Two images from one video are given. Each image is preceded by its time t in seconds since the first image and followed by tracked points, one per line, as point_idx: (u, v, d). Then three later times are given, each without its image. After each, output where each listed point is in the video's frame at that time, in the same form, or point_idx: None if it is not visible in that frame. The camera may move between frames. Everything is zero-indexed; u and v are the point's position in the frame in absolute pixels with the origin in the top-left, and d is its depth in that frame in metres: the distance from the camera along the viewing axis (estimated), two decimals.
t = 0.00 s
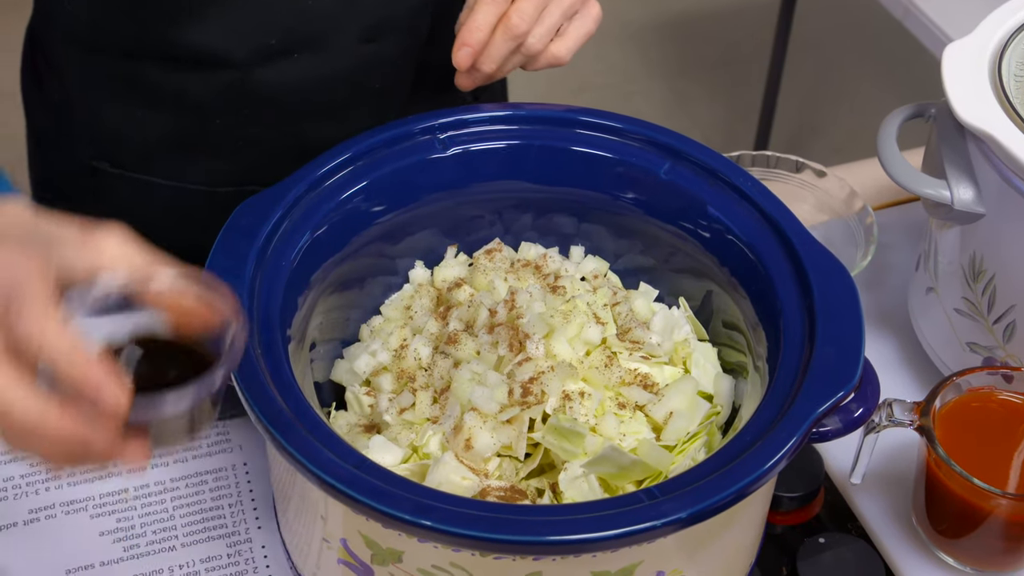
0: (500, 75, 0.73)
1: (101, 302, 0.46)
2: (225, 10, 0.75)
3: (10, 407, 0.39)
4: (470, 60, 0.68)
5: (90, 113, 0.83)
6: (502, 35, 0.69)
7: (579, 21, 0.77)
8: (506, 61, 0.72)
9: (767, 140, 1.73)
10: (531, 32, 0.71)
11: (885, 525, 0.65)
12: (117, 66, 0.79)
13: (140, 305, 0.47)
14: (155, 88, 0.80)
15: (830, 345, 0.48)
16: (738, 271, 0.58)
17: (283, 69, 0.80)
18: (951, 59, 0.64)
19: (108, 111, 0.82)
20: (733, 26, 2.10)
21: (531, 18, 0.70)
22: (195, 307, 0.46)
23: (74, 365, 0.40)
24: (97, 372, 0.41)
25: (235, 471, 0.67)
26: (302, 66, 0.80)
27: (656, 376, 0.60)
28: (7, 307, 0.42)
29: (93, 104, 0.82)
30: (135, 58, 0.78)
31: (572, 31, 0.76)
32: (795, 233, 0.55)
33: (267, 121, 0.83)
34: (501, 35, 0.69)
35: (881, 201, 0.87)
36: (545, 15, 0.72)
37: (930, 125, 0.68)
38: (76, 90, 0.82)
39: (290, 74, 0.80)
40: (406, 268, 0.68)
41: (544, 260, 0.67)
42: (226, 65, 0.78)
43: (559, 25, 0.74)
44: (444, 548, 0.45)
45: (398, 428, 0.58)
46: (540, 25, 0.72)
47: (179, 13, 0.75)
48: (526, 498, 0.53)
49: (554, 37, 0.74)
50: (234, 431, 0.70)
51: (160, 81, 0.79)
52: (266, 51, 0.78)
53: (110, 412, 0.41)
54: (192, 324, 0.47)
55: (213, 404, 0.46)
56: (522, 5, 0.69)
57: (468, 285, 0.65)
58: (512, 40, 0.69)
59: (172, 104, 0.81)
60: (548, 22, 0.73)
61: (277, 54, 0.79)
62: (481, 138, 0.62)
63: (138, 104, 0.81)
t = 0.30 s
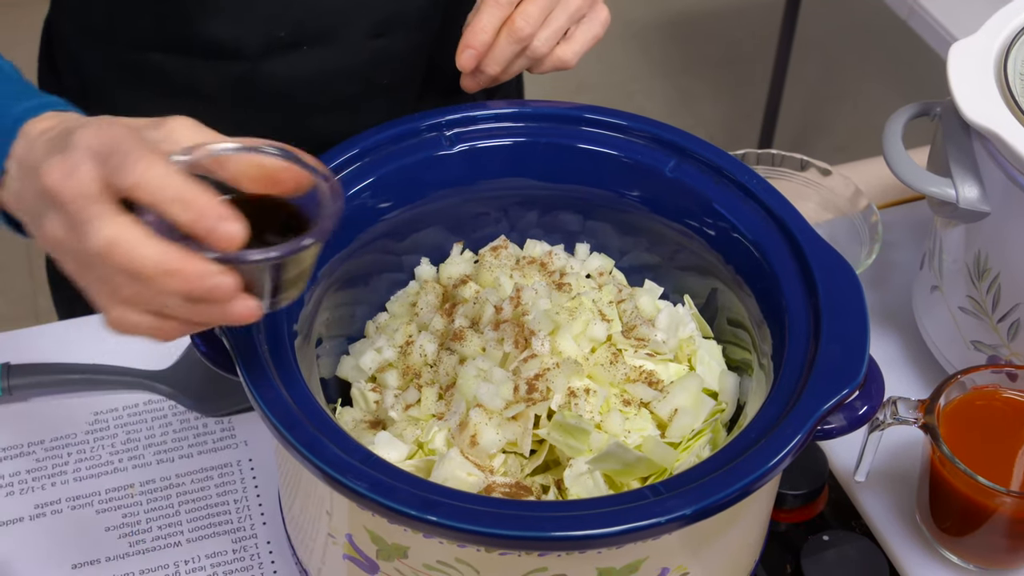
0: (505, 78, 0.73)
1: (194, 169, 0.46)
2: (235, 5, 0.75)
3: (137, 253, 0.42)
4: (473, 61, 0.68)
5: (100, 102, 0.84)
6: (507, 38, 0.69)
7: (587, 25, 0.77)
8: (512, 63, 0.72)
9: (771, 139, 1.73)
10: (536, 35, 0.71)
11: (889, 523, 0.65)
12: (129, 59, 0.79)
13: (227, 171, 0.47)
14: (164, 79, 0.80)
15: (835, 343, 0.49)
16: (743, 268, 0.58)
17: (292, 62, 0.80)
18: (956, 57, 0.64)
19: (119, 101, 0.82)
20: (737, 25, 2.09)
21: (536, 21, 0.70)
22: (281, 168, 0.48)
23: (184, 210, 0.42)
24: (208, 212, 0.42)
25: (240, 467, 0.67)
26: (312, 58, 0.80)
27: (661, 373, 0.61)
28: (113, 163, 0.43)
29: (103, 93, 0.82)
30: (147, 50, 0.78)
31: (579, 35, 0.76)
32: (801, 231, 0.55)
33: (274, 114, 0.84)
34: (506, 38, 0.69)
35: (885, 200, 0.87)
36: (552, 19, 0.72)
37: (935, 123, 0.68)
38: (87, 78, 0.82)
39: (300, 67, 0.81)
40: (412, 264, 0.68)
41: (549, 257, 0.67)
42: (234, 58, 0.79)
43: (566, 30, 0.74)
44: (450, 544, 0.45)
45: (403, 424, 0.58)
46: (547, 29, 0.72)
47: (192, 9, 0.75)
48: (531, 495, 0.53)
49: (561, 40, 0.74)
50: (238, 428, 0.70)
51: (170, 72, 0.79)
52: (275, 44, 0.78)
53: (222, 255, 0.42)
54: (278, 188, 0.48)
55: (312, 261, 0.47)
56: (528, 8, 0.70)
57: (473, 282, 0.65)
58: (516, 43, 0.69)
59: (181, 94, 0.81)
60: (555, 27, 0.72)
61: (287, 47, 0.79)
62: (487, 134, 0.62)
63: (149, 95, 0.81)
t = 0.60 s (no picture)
0: (503, 84, 0.73)
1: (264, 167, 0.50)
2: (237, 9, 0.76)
3: (227, 246, 0.44)
4: (468, 70, 0.68)
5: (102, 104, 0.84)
6: (502, 46, 0.69)
7: (585, 28, 0.77)
8: (508, 71, 0.72)
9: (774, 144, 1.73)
10: (533, 42, 0.71)
11: (892, 527, 0.65)
12: (131, 60, 0.79)
13: (291, 168, 0.51)
14: (166, 81, 0.80)
15: (839, 348, 0.49)
16: (746, 274, 0.59)
17: (294, 66, 0.81)
18: (959, 63, 0.64)
19: (121, 103, 0.82)
20: (740, 30, 2.10)
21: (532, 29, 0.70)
22: (344, 163, 0.52)
23: (263, 201, 0.44)
24: (283, 200, 0.44)
25: (244, 471, 0.68)
26: (314, 62, 0.81)
27: (664, 378, 0.61)
28: (191, 159, 0.45)
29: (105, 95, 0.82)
30: (149, 52, 0.78)
31: (575, 42, 0.76)
32: (805, 237, 0.55)
33: (277, 117, 0.84)
34: (502, 47, 0.69)
35: (888, 206, 0.87)
36: (548, 26, 0.72)
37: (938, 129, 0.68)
38: (90, 80, 0.82)
39: (302, 70, 0.81)
40: (416, 270, 0.68)
41: (553, 262, 0.67)
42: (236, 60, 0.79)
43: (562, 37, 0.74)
44: (453, 548, 0.45)
45: (407, 429, 0.58)
46: (544, 37, 0.72)
47: (195, 12, 0.75)
48: (535, 499, 0.53)
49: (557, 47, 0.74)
50: (242, 432, 0.70)
51: (172, 75, 0.80)
52: (278, 47, 0.79)
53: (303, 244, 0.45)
54: (340, 182, 0.52)
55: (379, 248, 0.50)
56: (523, 15, 0.70)
57: (477, 287, 0.65)
58: (511, 50, 0.69)
59: (183, 96, 0.81)
60: (552, 33, 0.72)
61: (288, 51, 0.80)
62: (491, 140, 0.62)
63: (150, 98, 0.81)
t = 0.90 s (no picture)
0: (490, 93, 0.73)
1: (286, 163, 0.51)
2: (224, 16, 0.76)
3: (263, 229, 0.45)
4: (452, 84, 0.69)
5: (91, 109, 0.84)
6: (487, 57, 0.69)
7: (571, 36, 0.77)
8: (495, 80, 0.72)
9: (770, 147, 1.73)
10: (517, 53, 0.71)
11: (886, 528, 0.65)
12: (119, 66, 0.79)
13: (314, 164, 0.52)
14: (156, 87, 0.80)
15: (833, 350, 0.49)
16: (741, 276, 0.59)
17: (286, 70, 0.81)
18: (953, 66, 0.64)
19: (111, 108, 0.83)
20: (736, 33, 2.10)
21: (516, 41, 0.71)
22: (364, 159, 0.52)
23: (299, 184, 0.45)
24: (318, 183, 0.44)
25: (240, 474, 0.68)
26: (303, 67, 0.81)
27: (659, 380, 0.61)
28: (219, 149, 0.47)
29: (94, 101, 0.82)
30: (138, 58, 0.78)
31: (562, 50, 0.76)
32: (799, 240, 0.55)
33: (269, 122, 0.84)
34: (486, 60, 0.69)
35: (883, 208, 0.87)
36: (532, 36, 0.72)
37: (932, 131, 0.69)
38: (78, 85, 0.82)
39: (294, 75, 0.81)
40: (411, 272, 0.68)
41: (548, 265, 0.67)
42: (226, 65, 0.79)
43: (547, 46, 0.74)
44: (448, 550, 0.45)
45: (403, 431, 0.58)
46: (528, 48, 0.72)
47: (184, 15, 0.76)
48: (530, 501, 0.53)
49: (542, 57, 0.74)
50: (237, 434, 0.70)
51: (162, 81, 0.80)
52: (267, 52, 0.79)
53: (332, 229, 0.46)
54: (361, 178, 0.53)
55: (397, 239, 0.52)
56: (507, 27, 0.70)
57: (472, 289, 0.66)
58: (496, 61, 0.70)
59: (173, 102, 0.81)
60: (537, 43, 0.73)
61: (278, 55, 0.80)
62: (485, 143, 0.62)
63: (141, 104, 0.81)
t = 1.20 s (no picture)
0: (484, 92, 0.73)
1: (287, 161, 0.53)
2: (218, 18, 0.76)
3: (251, 246, 0.47)
4: (448, 83, 0.68)
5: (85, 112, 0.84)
6: (482, 55, 0.69)
7: (563, 32, 0.77)
8: (488, 78, 0.72)
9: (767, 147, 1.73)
10: (511, 51, 0.71)
11: (884, 528, 0.65)
12: (112, 69, 0.79)
13: (319, 162, 0.54)
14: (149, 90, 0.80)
15: (829, 348, 0.49)
16: (737, 276, 0.59)
17: (280, 72, 0.81)
18: (949, 65, 0.64)
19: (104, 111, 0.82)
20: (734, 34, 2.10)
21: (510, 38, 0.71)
22: (365, 155, 0.53)
23: (280, 204, 0.47)
24: (300, 202, 0.47)
25: (237, 474, 0.68)
26: (297, 69, 0.81)
27: (656, 379, 0.61)
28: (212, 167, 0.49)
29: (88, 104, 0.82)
30: (133, 62, 0.78)
31: (553, 46, 0.76)
32: (796, 240, 0.55)
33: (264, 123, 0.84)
34: (480, 58, 0.69)
35: (880, 207, 0.87)
36: (525, 33, 0.72)
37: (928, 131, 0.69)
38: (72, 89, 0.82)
39: (288, 77, 0.81)
40: (408, 272, 0.68)
41: (545, 264, 0.67)
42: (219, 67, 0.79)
43: (540, 43, 0.74)
44: (444, 549, 0.45)
45: (399, 431, 0.58)
46: (522, 45, 0.72)
47: (178, 18, 0.76)
48: (526, 501, 0.53)
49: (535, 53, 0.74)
50: (235, 435, 0.70)
51: (156, 84, 0.80)
52: (261, 54, 0.79)
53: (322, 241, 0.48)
54: (362, 173, 0.54)
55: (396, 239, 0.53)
56: (501, 25, 0.70)
57: (469, 289, 0.66)
58: (491, 59, 0.70)
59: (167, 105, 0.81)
60: (530, 40, 0.73)
61: (272, 57, 0.80)
62: (481, 143, 0.62)
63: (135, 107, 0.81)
